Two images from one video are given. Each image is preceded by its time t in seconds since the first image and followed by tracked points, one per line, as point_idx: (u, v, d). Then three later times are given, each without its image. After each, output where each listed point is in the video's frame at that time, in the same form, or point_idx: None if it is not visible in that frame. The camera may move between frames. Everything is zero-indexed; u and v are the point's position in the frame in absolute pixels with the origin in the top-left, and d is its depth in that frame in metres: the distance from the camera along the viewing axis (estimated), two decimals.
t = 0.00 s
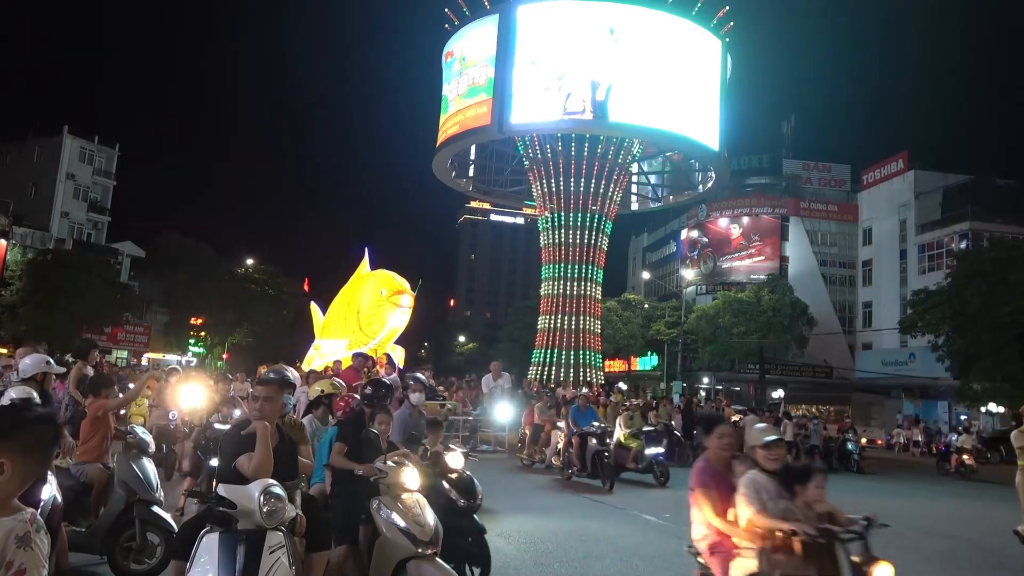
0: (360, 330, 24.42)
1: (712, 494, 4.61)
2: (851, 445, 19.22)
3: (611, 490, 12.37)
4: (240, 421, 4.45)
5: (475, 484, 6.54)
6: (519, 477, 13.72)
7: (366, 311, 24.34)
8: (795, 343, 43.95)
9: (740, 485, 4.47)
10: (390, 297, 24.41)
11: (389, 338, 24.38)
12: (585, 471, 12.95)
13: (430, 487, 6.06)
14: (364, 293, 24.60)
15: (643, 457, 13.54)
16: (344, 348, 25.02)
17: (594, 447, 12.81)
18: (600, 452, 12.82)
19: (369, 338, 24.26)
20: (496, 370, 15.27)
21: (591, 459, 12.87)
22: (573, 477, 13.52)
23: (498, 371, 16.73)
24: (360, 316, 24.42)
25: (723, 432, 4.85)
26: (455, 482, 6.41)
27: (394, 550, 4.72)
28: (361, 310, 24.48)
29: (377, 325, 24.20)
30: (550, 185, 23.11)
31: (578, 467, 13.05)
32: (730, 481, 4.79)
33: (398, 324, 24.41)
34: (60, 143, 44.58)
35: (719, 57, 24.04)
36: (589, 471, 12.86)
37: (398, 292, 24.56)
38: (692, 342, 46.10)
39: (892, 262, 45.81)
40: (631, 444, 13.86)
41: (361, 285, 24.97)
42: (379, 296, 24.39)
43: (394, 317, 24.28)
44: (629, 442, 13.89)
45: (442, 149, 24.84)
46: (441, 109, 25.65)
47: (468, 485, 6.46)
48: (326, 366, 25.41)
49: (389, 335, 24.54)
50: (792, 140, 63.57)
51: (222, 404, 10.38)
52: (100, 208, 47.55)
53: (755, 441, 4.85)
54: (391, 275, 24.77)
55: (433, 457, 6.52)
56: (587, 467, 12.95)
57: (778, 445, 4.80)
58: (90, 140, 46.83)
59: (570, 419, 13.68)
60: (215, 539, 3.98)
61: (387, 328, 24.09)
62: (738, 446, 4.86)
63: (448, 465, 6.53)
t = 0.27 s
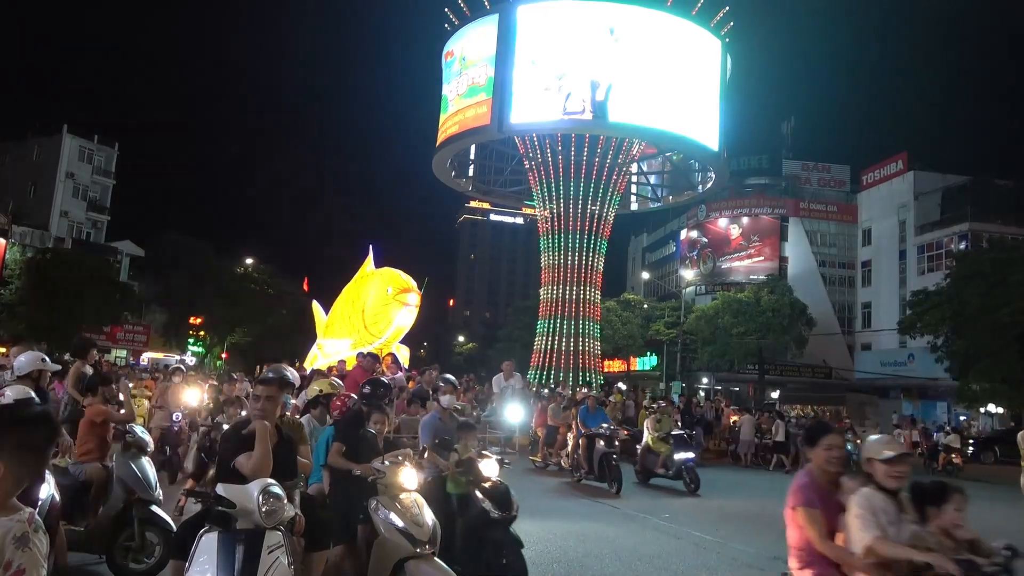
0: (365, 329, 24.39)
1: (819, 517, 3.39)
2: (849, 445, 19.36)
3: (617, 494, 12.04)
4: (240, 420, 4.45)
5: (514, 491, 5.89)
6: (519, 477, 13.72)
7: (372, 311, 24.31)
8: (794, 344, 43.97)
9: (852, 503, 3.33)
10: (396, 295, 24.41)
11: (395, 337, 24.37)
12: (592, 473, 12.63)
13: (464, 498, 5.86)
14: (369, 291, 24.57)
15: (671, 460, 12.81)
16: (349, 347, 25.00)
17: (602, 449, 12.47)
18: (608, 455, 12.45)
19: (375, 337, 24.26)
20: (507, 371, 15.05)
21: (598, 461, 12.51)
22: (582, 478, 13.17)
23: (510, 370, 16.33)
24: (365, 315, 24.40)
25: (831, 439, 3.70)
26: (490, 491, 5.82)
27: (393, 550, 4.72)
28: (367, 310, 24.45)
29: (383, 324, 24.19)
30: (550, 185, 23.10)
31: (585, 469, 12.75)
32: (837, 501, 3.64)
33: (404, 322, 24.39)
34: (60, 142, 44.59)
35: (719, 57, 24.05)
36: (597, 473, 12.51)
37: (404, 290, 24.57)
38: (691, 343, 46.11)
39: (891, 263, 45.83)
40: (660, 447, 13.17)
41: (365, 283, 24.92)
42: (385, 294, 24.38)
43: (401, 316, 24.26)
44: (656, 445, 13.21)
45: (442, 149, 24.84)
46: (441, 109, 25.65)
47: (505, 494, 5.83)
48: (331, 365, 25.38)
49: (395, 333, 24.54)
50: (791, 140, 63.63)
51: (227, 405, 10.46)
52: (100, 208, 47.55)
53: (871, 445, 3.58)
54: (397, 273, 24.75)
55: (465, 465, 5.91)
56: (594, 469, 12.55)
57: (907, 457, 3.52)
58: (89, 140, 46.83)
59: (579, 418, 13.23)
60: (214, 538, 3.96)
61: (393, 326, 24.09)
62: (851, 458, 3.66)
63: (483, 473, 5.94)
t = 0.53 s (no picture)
0: (370, 328, 24.37)
1: (948, 546, 3.03)
2: (847, 445, 19.46)
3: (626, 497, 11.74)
4: (239, 420, 4.45)
5: (551, 502, 5.62)
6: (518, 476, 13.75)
7: (378, 309, 24.31)
8: (792, 343, 44.00)
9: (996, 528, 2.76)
10: (403, 294, 24.44)
11: (401, 336, 24.36)
12: (600, 475, 12.36)
13: (500, 512, 5.45)
14: (375, 290, 24.56)
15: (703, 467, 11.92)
16: (354, 346, 25.00)
17: (609, 452, 12.18)
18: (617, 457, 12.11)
19: (381, 335, 24.26)
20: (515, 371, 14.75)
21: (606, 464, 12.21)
22: (590, 482, 12.91)
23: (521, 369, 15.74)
24: (372, 314, 24.41)
25: (960, 452, 3.26)
26: (527, 502, 5.51)
27: (391, 549, 4.73)
28: (373, 308, 24.47)
29: (389, 322, 24.19)
30: (549, 185, 23.05)
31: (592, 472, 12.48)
32: (972, 523, 3.18)
33: (410, 321, 24.40)
34: (58, 141, 44.54)
35: (718, 58, 24.08)
36: (604, 476, 12.23)
37: (411, 289, 24.61)
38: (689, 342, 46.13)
39: (890, 263, 45.87)
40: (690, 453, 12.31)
41: (371, 281, 24.91)
42: (391, 293, 24.40)
43: (407, 315, 24.29)
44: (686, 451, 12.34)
45: (441, 149, 24.85)
46: (440, 108, 25.65)
47: (543, 505, 5.53)
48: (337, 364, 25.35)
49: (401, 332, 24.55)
50: (790, 141, 63.69)
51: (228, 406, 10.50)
52: (98, 207, 47.53)
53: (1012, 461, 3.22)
54: (403, 272, 24.77)
55: (501, 474, 5.44)
56: (601, 471, 12.27)
57: None
58: (88, 139, 46.80)
59: (588, 418, 12.94)
60: (212, 538, 3.97)
61: (400, 325, 24.09)
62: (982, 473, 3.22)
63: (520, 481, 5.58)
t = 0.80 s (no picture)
0: (374, 327, 23.15)
1: None
2: (844, 445, 19.47)
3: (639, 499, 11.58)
4: (236, 420, 4.45)
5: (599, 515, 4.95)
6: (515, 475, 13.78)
7: (381, 308, 23.12)
8: (789, 343, 44.05)
9: None
10: (407, 292, 23.11)
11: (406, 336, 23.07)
12: (612, 479, 12.25)
13: (540, 526, 4.98)
14: (378, 287, 23.41)
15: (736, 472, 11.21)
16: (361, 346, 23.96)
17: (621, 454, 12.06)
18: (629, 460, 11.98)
19: (384, 335, 23.03)
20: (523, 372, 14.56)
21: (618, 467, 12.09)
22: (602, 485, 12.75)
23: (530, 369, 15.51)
24: (374, 313, 23.25)
25: None
26: (570, 516, 4.87)
27: (388, 549, 4.73)
28: (376, 307, 23.31)
29: (392, 321, 22.92)
30: (547, 185, 23.04)
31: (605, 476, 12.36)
32: None
33: (415, 320, 23.10)
34: (55, 140, 44.47)
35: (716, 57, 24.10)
36: (616, 479, 12.09)
37: (415, 286, 23.26)
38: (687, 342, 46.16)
39: (887, 263, 45.93)
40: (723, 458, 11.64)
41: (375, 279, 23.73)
42: (394, 291, 23.13)
43: (411, 313, 23.00)
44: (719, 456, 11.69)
45: (439, 148, 24.85)
46: (438, 108, 25.65)
47: (589, 520, 4.87)
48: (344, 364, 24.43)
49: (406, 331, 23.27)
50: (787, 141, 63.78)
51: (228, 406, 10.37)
52: (95, 206, 47.46)
53: None
54: (407, 269, 23.49)
55: (540, 484, 5.01)
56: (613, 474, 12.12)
57: None
58: (85, 138, 46.73)
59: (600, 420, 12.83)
60: (209, 538, 3.97)
61: (403, 324, 22.79)
62: None
63: (563, 494, 4.99)
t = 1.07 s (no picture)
0: (379, 326, 22.93)
1: None
2: (841, 445, 19.48)
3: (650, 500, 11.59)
4: (231, 419, 4.45)
5: (651, 532, 4.82)
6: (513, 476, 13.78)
7: (385, 307, 22.85)
8: (786, 343, 44.12)
9: None
10: (412, 290, 22.82)
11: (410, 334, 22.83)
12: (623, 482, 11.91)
13: (587, 545, 4.75)
14: (383, 285, 23.13)
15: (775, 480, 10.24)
16: (366, 344, 23.68)
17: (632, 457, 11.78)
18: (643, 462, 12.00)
19: (389, 333, 22.77)
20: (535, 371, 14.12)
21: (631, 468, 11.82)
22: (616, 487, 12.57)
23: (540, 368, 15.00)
24: (379, 311, 22.99)
25: None
26: (623, 534, 4.70)
27: (384, 549, 4.73)
28: (380, 305, 23.05)
29: (397, 320, 22.65)
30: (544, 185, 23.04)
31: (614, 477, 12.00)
32: None
33: (420, 319, 22.83)
34: (51, 139, 44.36)
35: (712, 57, 24.12)
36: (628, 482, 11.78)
37: (420, 284, 22.94)
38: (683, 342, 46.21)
39: (883, 264, 46.00)
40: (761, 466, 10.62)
41: (379, 276, 23.48)
42: (398, 289, 22.85)
43: (416, 312, 22.72)
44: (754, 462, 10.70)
45: (436, 148, 24.85)
46: (435, 108, 25.64)
47: (642, 536, 4.74)
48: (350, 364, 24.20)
49: (412, 329, 23.03)
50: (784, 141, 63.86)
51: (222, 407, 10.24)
52: (91, 205, 47.36)
53: None
54: (412, 266, 23.20)
55: (591, 497, 4.85)
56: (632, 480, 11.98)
57: None
58: (81, 137, 46.62)
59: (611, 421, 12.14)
60: (204, 537, 3.96)
61: (408, 323, 22.51)
62: None
63: (615, 509, 4.80)
